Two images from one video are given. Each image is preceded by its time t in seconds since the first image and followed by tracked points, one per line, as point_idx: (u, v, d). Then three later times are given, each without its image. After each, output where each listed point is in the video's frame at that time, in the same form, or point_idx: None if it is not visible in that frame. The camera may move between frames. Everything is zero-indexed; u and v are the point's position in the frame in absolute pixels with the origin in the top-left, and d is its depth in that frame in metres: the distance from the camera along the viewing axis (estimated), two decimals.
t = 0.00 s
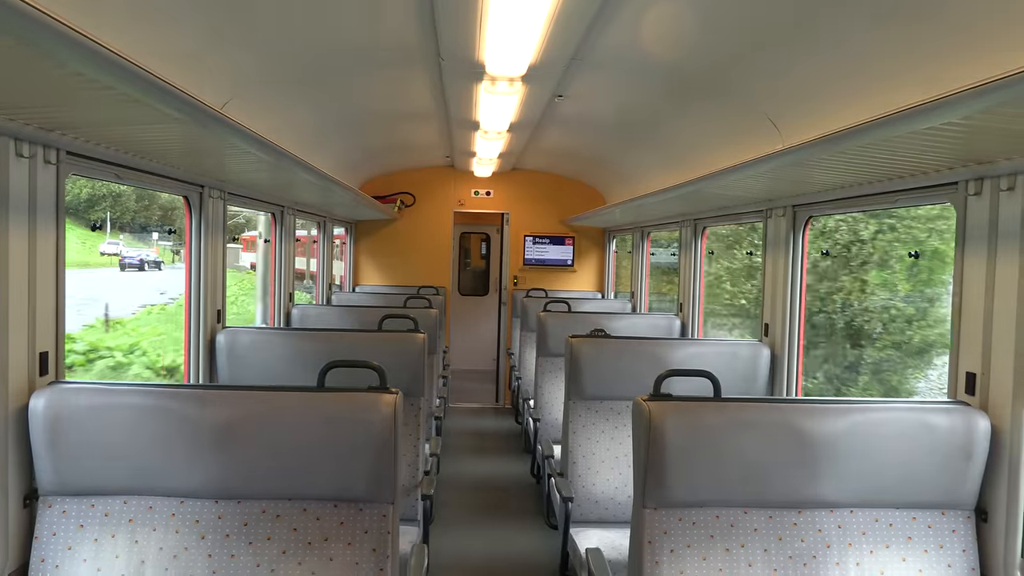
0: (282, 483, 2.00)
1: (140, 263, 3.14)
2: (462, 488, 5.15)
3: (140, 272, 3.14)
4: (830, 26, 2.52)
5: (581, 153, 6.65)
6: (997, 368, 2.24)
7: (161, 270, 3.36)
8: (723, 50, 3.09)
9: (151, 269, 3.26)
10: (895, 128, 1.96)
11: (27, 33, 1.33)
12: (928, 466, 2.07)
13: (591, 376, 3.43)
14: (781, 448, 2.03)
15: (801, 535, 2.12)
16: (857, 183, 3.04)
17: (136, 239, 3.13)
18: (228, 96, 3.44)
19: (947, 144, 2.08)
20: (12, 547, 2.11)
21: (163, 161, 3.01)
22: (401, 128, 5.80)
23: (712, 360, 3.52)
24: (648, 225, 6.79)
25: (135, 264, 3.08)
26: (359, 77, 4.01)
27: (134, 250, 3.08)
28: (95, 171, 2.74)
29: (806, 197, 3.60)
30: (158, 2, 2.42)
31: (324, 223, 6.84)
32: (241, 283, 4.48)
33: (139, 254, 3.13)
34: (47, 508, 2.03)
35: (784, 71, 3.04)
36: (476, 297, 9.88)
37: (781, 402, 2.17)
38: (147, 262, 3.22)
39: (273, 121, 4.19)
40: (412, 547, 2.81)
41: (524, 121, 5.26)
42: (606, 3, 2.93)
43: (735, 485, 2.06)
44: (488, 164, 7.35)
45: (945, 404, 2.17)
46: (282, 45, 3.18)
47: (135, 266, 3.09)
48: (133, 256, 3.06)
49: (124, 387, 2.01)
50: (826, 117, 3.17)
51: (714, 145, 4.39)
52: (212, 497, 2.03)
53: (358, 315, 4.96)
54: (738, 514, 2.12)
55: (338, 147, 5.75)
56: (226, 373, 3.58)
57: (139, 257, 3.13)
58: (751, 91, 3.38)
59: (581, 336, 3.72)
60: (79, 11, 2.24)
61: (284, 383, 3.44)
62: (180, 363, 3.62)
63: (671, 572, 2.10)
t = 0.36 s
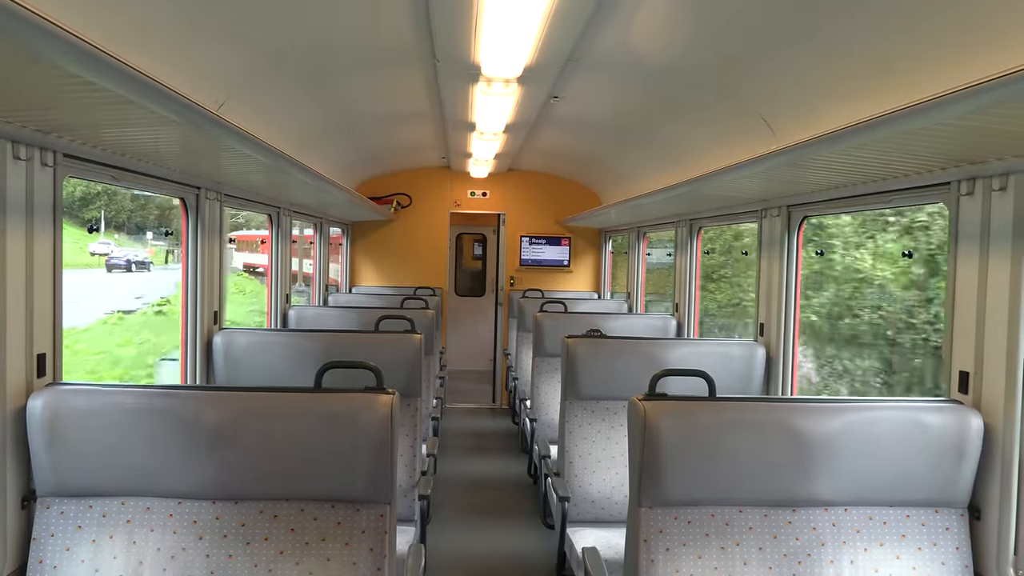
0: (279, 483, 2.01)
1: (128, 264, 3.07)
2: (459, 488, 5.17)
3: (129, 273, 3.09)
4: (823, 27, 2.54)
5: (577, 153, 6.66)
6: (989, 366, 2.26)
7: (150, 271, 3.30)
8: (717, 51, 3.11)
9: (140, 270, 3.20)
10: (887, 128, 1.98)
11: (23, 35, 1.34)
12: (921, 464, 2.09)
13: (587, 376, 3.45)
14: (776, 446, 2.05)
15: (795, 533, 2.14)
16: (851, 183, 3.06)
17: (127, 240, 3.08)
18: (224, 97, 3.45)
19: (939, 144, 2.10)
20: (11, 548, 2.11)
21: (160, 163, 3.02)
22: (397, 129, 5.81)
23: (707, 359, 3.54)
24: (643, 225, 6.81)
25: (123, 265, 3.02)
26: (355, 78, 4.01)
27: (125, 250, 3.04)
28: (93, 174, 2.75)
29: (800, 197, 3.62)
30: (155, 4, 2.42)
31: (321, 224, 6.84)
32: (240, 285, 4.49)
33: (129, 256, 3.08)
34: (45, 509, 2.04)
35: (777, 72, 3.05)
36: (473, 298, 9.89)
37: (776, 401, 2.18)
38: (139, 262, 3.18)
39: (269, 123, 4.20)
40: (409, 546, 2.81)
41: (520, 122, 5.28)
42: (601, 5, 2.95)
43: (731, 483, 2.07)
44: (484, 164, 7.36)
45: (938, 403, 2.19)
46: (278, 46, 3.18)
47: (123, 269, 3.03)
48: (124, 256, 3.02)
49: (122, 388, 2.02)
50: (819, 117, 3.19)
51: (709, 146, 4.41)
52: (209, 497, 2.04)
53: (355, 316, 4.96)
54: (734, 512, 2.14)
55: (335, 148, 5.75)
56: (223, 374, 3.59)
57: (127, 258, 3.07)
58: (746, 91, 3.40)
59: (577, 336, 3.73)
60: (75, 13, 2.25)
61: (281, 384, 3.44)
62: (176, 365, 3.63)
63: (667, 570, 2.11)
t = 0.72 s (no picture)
0: (277, 484, 2.01)
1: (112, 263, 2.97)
2: (456, 490, 5.17)
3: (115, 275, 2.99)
4: (817, 29, 2.55)
5: (573, 155, 6.68)
6: (982, 366, 2.29)
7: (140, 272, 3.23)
8: (712, 54, 3.13)
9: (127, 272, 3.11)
10: (880, 130, 2.00)
11: (19, 38, 1.34)
12: (914, 464, 2.10)
13: (584, 377, 3.46)
14: (772, 446, 2.06)
15: (790, 533, 2.15)
16: (845, 185, 3.08)
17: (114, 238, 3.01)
18: (221, 99, 3.45)
19: (932, 146, 2.12)
20: (9, 551, 2.11)
21: (158, 166, 3.03)
22: (393, 131, 5.82)
23: (703, 360, 3.55)
24: (639, 227, 6.83)
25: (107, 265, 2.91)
26: (351, 81, 4.02)
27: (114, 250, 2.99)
28: (92, 177, 2.75)
29: (795, 198, 3.64)
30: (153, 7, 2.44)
31: (317, 225, 6.84)
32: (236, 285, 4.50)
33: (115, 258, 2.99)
34: (45, 511, 2.04)
35: (772, 74, 3.08)
36: (469, 299, 9.89)
37: (771, 401, 2.20)
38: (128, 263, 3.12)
39: (265, 125, 4.20)
40: (407, 547, 2.82)
41: (515, 124, 5.29)
42: (597, 8, 2.97)
43: (727, 483, 2.09)
44: (480, 166, 7.37)
45: (931, 403, 2.21)
46: (275, 49, 3.19)
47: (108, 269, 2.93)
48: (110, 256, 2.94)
49: (120, 390, 2.02)
50: (814, 119, 3.22)
51: (704, 148, 4.44)
52: (208, 498, 2.04)
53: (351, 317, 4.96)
54: (729, 512, 2.15)
55: (331, 150, 5.76)
56: (220, 375, 3.59)
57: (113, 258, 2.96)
58: (740, 94, 3.42)
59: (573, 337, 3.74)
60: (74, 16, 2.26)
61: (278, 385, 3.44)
62: (173, 367, 3.63)
63: (664, 570, 2.12)
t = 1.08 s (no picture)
0: (273, 483, 2.01)
1: (106, 262, 2.89)
2: (451, 490, 5.17)
3: (107, 275, 2.91)
4: (814, 33, 2.57)
5: (569, 156, 6.69)
6: (976, 368, 2.30)
7: (133, 271, 3.16)
8: (709, 56, 3.14)
9: (119, 271, 3.02)
10: (876, 133, 2.02)
11: (18, 36, 1.34)
12: (908, 465, 2.12)
13: (580, 378, 3.47)
14: (767, 447, 2.07)
15: (785, 533, 2.16)
16: (840, 187, 3.10)
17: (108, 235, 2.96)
18: (219, 99, 3.45)
19: (927, 150, 2.14)
20: (4, 549, 2.10)
21: (155, 165, 3.03)
22: (390, 131, 5.82)
23: (699, 361, 3.56)
24: (635, 228, 6.85)
25: (101, 264, 2.84)
26: (349, 80, 4.02)
27: (114, 247, 2.99)
28: (89, 175, 2.75)
29: (791, 200, 3.66)
30: (152, 6, 2.44)
31: (314, 225, 6.83)
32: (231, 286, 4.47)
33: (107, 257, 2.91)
34: (40, 509, 2.03)
35: (768, 77, 3.09)
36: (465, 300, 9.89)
37: (766, 402, 2.21)
38: (121, 262, 3.05)
39: (263, 124, 4.20)
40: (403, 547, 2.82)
41: (512, 125, 5.30)
42: (594, 10, 2.98)
43: (722, 484, 2.10)
44: (477, 167, 7.38)
45: (926, 405, 2.22)
46: (273, 48, 3.19)
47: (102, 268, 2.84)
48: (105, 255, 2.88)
49: (117, 388, 2.02)
50: (810, 122, 3.23)
51: (701, 150, 4.45)
52: (204, 497, 2.04)
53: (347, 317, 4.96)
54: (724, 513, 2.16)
55: (328, 150, 5.76)
56: (216, 374, 3.58)
57: (106, 256, 2.90)
58: (737, 96, 3.44)
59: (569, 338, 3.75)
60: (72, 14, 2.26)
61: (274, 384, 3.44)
62: (169, 366, 3.62)
63: (659, 570, 2.13)
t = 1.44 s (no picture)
0: (272, 485, 2.01)
1: (98, 263, 2.82)
2: (449, 491, 5.16)
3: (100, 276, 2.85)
4: (813, 34, 2.57)
5: (567, 157, 6.70)
6: (975, 370, 2.31)
7: (126, 272, 3.10)
8: (707, 58, 3.15)
9: (111, 272, 2.95)
10: (875, 135, 2.02)
11: (15, 36, 1.33)
12: (908, 466, 2.12)
13: (579, 379, 3.46)
14: (767, 448, 2.07)
15: (784, 535, 2.16)
16: (839, 189, 3.10)
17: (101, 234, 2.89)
18: (216, 99, 3.44)
19: (927, 152, 2.14)
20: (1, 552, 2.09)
21: (153, 165, 3.02)
22: (387, 132, 5.81)
23: (697, 362, 3.57)
24: (633, 230, 6.85)
25: (93, 265, 2.77)
26: (347, 81, 4.01)
27: (113, 247, 2.99)
28: (88, 176, 2.74)
29: (789, 202, 3.66)
30: (149, 6, 2.43)
31: (311, 226, 6.82)
32: (228, 287, 4.45)
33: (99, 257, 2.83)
34: (38, 511, 2.02)
35: (767, 79, 3.09)
36: (462, 301, 9.89)
37: (765, 403, 2.21)
38: (115, 262, 3.00)
39: (260, 125, 4.19)
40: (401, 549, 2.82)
41: (510, 126, 5.30)
42: (593, 11, 2.98)
43: (721, 485, 2.10)
44: (474, 167, 7.37)
45: (925, 406, 2.22)
46: (270, 49, 3.18)
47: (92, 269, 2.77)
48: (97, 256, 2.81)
49: (116, 390, 2.01)
50: (808, 123, 3.24)
51: (699, 152, 4.46)
52: (202, 498, 2.03)
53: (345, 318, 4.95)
54: (723, 514, 2.16)
55: (325, 151, 5.75)
56: (214, 376, 3.57)
57: (99, 256, 2.83)
58: (736, 98, 3.44)
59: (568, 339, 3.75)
60: (69, 13, 2.24)
61: (272, 386, 3.43)
62: (167, 367, 3.61)
63: (659, 571, 2.13)
